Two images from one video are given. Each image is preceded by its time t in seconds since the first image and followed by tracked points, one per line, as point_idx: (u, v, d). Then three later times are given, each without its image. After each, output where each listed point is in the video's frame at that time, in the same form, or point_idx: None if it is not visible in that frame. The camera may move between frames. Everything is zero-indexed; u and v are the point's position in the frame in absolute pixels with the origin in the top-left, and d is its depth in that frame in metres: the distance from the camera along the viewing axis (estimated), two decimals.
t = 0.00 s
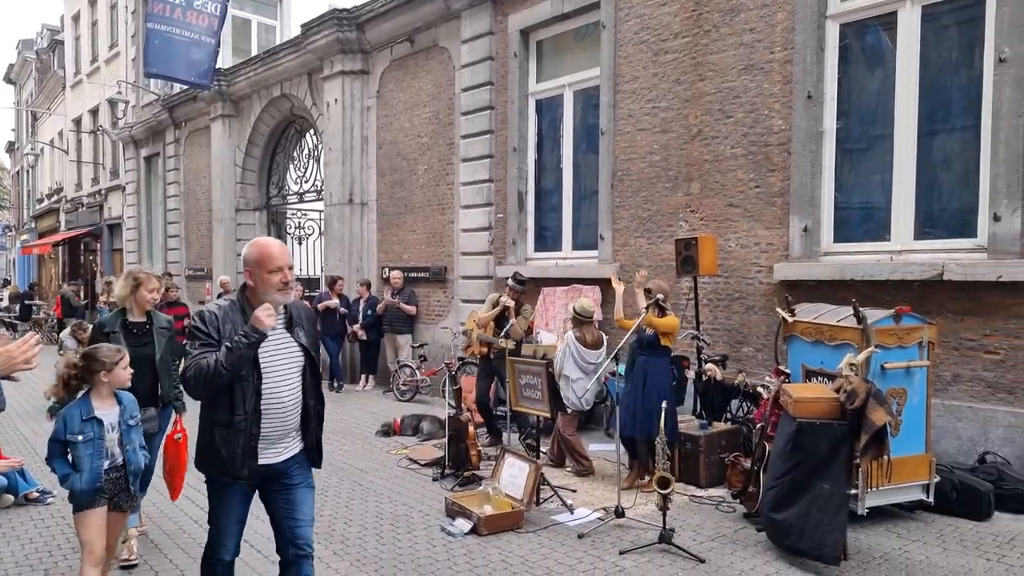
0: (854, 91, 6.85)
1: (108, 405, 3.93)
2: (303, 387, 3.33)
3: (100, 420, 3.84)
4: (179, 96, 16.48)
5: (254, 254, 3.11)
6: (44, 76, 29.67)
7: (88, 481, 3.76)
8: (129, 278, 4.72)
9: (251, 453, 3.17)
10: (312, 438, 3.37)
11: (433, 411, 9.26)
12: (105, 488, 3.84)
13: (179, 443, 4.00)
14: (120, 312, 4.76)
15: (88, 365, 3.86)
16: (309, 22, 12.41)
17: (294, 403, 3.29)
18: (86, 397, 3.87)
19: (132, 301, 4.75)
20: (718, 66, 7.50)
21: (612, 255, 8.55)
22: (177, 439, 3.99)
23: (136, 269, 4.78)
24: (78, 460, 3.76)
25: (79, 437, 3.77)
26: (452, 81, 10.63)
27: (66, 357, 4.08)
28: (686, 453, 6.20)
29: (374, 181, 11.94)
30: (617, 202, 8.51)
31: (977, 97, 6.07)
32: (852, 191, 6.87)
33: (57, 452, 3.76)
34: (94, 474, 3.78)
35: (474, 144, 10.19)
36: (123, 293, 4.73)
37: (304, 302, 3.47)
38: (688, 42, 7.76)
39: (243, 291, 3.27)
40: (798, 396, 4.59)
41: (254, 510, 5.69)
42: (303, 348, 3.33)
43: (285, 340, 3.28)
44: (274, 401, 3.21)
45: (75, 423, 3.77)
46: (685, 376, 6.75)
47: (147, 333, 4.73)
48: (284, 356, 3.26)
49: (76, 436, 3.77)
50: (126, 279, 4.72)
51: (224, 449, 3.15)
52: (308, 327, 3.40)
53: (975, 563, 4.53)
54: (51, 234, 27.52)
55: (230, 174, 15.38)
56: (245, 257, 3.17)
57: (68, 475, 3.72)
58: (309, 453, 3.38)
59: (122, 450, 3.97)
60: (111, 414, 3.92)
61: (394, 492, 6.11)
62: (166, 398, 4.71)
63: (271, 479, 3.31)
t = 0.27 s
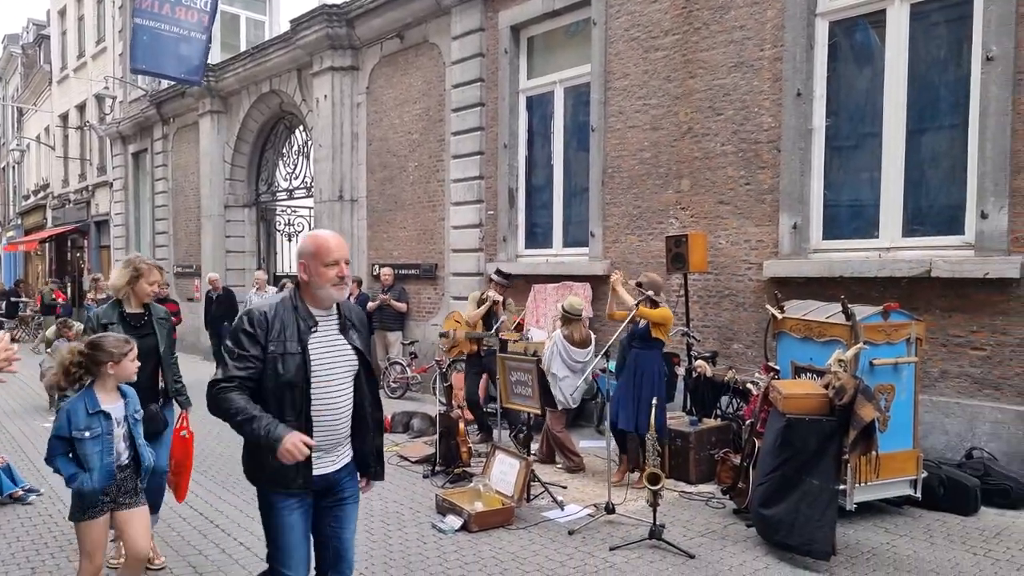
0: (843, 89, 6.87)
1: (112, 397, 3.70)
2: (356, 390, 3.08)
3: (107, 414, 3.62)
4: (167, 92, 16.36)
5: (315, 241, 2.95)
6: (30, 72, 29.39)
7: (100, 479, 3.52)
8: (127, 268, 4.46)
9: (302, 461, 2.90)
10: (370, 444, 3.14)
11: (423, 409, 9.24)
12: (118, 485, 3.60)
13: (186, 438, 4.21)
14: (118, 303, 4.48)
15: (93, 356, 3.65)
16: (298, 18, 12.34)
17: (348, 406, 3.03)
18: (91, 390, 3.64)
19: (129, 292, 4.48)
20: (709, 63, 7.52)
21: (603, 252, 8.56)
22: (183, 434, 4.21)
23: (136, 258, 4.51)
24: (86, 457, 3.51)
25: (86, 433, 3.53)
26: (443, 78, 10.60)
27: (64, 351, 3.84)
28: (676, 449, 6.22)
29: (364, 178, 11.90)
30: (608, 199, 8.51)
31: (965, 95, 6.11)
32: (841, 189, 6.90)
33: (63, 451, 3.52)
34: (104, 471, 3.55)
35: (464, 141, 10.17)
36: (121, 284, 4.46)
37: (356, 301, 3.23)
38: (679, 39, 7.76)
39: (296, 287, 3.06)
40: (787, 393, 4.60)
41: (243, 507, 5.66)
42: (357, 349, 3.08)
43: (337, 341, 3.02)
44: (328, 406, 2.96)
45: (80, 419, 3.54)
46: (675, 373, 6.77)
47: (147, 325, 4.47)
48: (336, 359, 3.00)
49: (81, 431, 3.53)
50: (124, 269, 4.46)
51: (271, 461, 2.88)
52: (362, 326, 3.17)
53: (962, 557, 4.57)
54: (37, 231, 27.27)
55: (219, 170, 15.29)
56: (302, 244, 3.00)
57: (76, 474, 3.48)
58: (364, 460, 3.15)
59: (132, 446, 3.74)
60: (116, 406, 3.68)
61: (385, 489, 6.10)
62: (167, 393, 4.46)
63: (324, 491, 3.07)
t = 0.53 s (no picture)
0: (833, 86, 6.89)
1: (141, 413, 3.41)
2: (405, 395, 2.95)
3: (136, 429, 3.33)
4: (155, 87, 16.25)
5: (362, 236, 2.82)
6: (16, 66, 29.12)
7: (128, 500, 3.21)
8: (138, 268, 4.26)
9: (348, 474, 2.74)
10: (419, 451, 3.02)
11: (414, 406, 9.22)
12: (144, 508, 3.29)
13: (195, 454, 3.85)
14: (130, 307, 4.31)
15: (122, 369, 3.39)
16: (288, 13, 12.28)
17: (398, 412, 2.91)
18: (119, 403, 3.36)
19: (142, 294, 4.29)
20: (700, 59, 7.53)
21: (594, 248, 8.56)
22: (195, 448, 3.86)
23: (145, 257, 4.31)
24: (112, 476, 3.21)
25: (113, 450, 3.24)
26: (434, 74, 10.57)
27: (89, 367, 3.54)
28: (667, 445, 6.23)
29: (355, 174, 11.86)
30: (600, 195, 8.51)
31: (954, 93, 6.14)
32: (831, 186, 6.93)
33: (86, 469, 3.22)
34: (133, 491, 3.24)
35: (456, 138, 10.15)
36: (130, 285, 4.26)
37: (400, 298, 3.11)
38: (670, 35, 7.77)
39: (343, 285, 2.91)
40: (777, 388, 4.63)
41: (233, 504, 5.64)
42: (406, 351, 2.95)
43: (386, 344, 2.88)
44: (378, 413, 2.82)
45: (108, 435, 3.24)
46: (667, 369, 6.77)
47: (160, 328, 4.32)
48: (386, 363, 2.85)
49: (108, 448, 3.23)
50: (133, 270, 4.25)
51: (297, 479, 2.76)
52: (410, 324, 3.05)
53: (950, 551, 4.60)
54: (24, 227, 27.05)
55: (208, 166, 15.20)
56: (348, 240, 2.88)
57: (101, 494, 3.17)
58: (411, 469, 3.03)
59: (161, 463, 3.45)
60: (145, 423, 3.40)
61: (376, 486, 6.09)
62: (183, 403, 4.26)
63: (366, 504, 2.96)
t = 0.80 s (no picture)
0: (825, 81, 6.90)
1: (171, 412, 3.17)
2: (475, 402, 2.69)
3: (166, 427, 3.11)
4: (145, 82, 16.15)
5: (425, 228, 2.57)
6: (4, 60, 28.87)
7: (160, 501, 3.03)
8: (161, 259, 4.00)
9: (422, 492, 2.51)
10: (486, 460, 2.76)
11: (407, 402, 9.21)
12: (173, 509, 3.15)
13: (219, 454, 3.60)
14: (148, 298, 4.06)
15: (152, 363, 3.14)
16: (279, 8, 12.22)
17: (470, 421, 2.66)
18: (147, 401, 3.12)
19: (162, 286, 4.03)
20: (692, 55, 7.53)
21: (587, 243, 8.56)
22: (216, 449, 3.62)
23: (169, 246, 4.04)
24: (143, 477, 3.01)
25: (143, 449, 3.03)
26: (426, 68, 10.54)
27: (115, 358, 3.30)
28: (660, 440, 6.24)
29: (347, 169, 11.82)
30: (592, 191, 8.51)
31: (946, 89, 6.16)
32: (823, 181, 6.94)
33: (114, 467, 3.03)
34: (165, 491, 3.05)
35: (448, 133, 10.12)
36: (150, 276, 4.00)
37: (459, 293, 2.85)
38: (663, 31, 7.76)
39: (403, 284, 2.65)
40: (769, 383, 4.64)
41: (225, 500, 5.62)
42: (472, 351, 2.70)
43: (453, 348, 2.62)
44: (449, 425, 2.57)
45: (137, 434, 3.03)
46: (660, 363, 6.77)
47: (178, 324, 4.09)
48: (454, 370, 2.60)
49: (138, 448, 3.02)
50: (156, 260, 4.00)
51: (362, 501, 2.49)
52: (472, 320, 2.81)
53: (940, 545, 4.62)
54: (13, 223, 26.85)
55: (199, 161, 15.12)
56: (407, 234, 2.62)
57: (132, 495, 2.98)
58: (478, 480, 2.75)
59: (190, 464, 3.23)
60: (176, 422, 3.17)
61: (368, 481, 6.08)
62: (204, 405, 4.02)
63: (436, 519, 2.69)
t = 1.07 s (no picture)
0: (819, 77, 6.91)
1: (201, 426, 3.00)
2: (551, 395, 2.61)
3: (198, 444, 2.94)
4: (136, 76, 16.03)
5: (510, 211, 2.53)
6: None
7: (197, 526, 2.87)
8: (170, 254, 3.83)
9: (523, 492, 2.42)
10: (559, 456, 2.67)
11: (401, 397, 9.20)
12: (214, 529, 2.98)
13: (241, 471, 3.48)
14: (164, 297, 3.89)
15: (175, 374, 2.99)
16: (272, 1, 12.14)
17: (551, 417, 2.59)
18: (174, 415, 2.97)
19: (176, 282, 3.86)
20: (686, 50, 7.52)
21: (581, 239, 8.56)
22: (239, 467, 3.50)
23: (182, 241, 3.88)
24: (178, 501, 2.84)
25: (176, 470, 2.86)
26: (419, 63, 10.50)
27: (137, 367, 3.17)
28: (653, 434, 6.25)
29: (340, 164, 11.77)
30: (586, 186, 8.51)
31: (939, 84, 6.17)
32: (817, 176, 6.95)
33: (148, 490, 2.86)
34: (201, 515, 2.89)
35: (442, 128, 10.09)
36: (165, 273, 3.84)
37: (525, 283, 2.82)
38: (657, 25, 7.76)
39: (483, 269, 2.57)
40: (763, 377, 4.66)
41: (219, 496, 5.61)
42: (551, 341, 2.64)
43: (533, 335, 2.56)
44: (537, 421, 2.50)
45: (167, 452, 2.85)
46: (653, 359, 6.77)
47: (199, 324, 3.93)
48: (537, 355, 2.54)
49: (169, 469, 2.85)
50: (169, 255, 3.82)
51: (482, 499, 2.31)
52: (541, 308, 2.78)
53: (932, 537, 4.66)
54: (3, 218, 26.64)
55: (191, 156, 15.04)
56: (487, 218, 2.56)
57: (167, 520, 2.82)
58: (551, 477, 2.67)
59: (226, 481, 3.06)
60: (208, 437, 3.00)
61: (363, 476, 6.07)
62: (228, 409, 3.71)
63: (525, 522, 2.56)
